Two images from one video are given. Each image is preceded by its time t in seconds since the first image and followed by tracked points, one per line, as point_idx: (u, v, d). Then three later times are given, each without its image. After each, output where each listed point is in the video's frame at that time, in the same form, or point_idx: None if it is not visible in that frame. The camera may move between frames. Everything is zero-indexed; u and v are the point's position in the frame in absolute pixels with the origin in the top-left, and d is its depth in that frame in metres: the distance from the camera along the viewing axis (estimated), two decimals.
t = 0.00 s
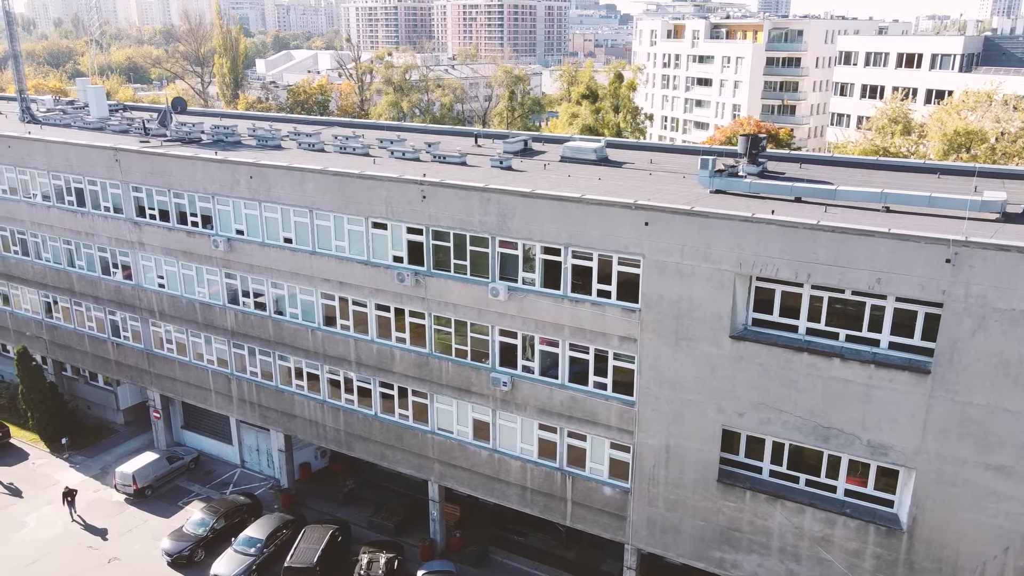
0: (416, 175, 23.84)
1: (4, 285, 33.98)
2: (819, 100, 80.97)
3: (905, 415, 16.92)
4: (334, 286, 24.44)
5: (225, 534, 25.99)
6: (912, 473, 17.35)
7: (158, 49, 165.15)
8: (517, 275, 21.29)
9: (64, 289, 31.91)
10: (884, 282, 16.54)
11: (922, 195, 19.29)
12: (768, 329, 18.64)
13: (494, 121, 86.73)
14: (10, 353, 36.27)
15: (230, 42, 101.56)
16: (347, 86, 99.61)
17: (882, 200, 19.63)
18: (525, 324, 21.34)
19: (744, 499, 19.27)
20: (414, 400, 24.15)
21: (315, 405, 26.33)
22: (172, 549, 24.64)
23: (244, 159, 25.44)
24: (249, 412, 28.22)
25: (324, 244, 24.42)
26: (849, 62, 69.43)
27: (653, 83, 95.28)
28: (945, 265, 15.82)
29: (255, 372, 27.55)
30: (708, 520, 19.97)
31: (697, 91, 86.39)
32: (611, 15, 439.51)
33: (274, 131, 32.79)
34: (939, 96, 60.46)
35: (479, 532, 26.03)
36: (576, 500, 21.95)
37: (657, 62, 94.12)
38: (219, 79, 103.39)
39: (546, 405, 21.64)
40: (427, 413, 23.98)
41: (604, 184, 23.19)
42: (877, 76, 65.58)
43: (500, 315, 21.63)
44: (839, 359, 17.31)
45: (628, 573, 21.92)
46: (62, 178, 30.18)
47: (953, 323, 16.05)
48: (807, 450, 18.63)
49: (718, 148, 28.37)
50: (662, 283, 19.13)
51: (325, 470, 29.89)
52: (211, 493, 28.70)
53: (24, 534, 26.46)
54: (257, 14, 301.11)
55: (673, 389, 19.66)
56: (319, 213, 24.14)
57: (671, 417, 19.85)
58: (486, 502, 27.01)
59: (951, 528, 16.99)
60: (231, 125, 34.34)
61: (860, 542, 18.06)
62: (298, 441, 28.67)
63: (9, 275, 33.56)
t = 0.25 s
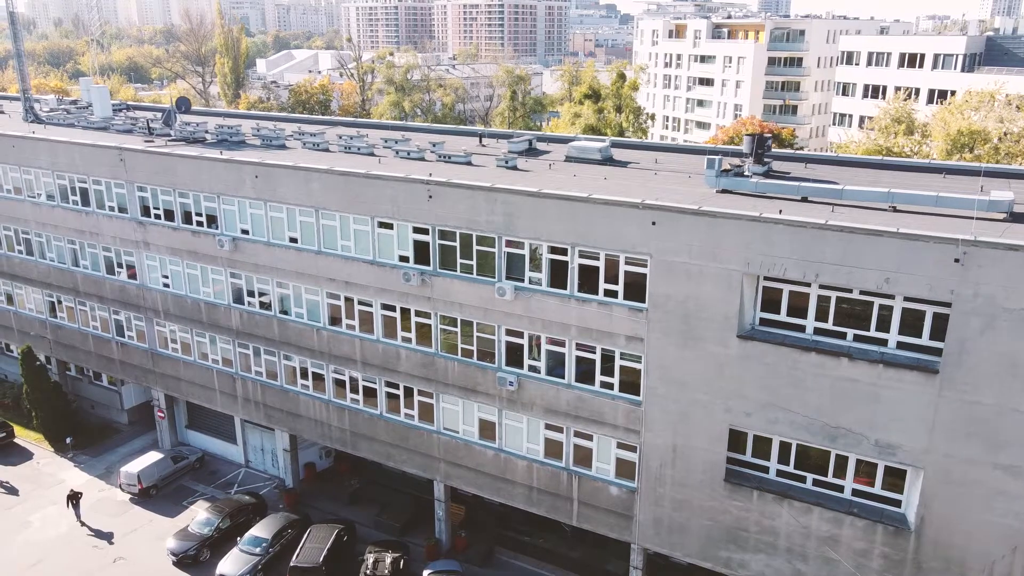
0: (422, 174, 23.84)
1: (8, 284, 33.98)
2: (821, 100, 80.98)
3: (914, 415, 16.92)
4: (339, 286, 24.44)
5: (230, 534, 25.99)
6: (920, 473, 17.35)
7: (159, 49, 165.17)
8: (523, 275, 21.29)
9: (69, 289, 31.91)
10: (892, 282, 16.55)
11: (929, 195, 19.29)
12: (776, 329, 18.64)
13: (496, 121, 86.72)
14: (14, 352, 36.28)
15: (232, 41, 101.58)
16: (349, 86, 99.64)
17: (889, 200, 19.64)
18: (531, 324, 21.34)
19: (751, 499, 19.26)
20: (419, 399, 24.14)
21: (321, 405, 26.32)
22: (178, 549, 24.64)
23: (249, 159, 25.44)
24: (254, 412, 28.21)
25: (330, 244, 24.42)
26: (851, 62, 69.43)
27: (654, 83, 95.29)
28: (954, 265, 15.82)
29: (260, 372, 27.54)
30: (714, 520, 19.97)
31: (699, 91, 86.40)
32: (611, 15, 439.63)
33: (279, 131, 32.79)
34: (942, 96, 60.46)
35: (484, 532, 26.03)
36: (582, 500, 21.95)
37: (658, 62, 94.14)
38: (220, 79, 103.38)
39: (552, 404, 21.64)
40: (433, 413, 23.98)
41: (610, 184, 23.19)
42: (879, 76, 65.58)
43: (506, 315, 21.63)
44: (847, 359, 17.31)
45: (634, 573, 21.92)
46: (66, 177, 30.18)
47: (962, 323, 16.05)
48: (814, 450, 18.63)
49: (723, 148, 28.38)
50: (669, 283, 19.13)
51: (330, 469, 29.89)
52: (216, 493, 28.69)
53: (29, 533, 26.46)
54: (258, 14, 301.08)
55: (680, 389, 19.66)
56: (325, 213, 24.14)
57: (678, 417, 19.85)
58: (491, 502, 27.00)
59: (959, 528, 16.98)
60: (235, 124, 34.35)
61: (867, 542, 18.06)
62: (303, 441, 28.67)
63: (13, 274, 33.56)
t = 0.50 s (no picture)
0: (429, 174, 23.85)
1: (13, 284, 33.98)
2: (823, 100, 80.96)
3: (923, 415, 16.92)
4: (346, 286, 24.44)
5: (237, 534, 26.00)
6: (929, 473, 17.35)
7: (160, 49, 165.19)
8: (531, 275, 21.29)
9: (74, 289, 31.92)
10: (902, 282, 16.55)
11: (937, 195, 19.29)
12: (784, 329, 18.65)
13: (498, 121, 86.72)
14: (19, 352, 36.30)
15: (234, 41, 101.59)
16: (350, 86, 99.69)
17: (897, 199, 19.65)
18: (539, 324, 21.34)
19: (759, 498, 19.26)
20: (426, 399, 24.14)
21: (327, 405, 26.32)
22: (185, 548, 24.65)
23: (255, 159, 25.45)
24: (260, 412, 28.21)
25: (337, 244, 24.42)
26: (853, 62, 69.43)
27: (656, 83, 95.30)
28: (964, 265, 15.82)
29: (266, 372, 27.54)
30: (722, 520, 19.97)
31: (701, 91, 86.40)
32: (611, 15, 439.79)
33: (284, 130, 32.79)
34: (944, 96, 60.46)
35: (491, 532, 26.03)
36: (590, 500, 21.95)
37: (660, 62, 94.15)
38: (222, 79, 103.35)
39: (560, 404, 21.64)
40: (440, 413, 23.97)
41: (617, 184, 23.20)
42: (882, 76, 65.57)
43: (514, 315, 21.63)
44: (857, 359, 17.31)
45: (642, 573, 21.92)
46: (72, 177, 30.19)
47: (972, 323, 16.05)
48: (823, 450, 18.63)
49: (729, 147, 28.38)
50: (678, 283, 19.13)
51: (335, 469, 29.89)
52: (221, 493, 28.69)
53: (35, 533, 26.46)
54: (258, 14, 301.08)
55: (688, 389, 19.67)
56: (332, 213, 24.14)
57: (686, 416, 19.86)
58: (497, 502, 27.00)
59: (969, 528, 16.98)
60: (240, 124, 34.38)
61: (876, 542, 18.06)
62: (309, 441, 28.67)
63: (17, 274, 33.56)
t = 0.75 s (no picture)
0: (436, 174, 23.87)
1: (19, 284, 33.99)
2: (825, 100, 80.92)
3: (933, 415, 16.92)
4: (354, 286, 24.44)
5: (244, 534, 26.02)
6: (939, 473, 17.36)
7: (161, 49, 165.28)
8: (539, 275, 21.29)
9: (80, 289, 31.92)
10: (912, 282, 16.56)
11: (946, 195, 19.31)
12: (794, 329, 18.65)
13: (500, 120, 86.68)
14: (24, 352, 36.32)
15: (236, 42, 101.59)
16: (352, 86, 99.73)
17: (906, 200, 19.65)
18: (547, 324, 21.34)
19: (768, 499, 19.27)
20: (433, 400, 24.14)
21: (334, 405, 26.33)
22: (192, 549, 24.67)
23: (262, 159, 25.45)
24: (266, 412, 28.22)
25: (344, 244, 24.42)
26: (856, 62, 69.43)
27: (658, 83, 95.33)
28: (975, 265, 15.82)
29: (273, 372, 27.54)
30: (731, 520, 19.97)
31: (703, 91, 86.43)
32: (612, 14, 439.79)
33: (290, 131, 32.79)
34: (947, 96, 60.43)
35: (497, 532, 26.03)
36: (598, 500, 21.96)
37: (662, 62, 94.18)
38: (224, 79, 103.32)
39: (568, 404, 21.66)
40: (448, 413, 23.97)
41: (625, 184, 23.21)
42: (884, 76, 65.58)
43: (522, 315, 21.64)
44: (867, 359, 17.31)
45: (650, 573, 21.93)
46: (78, 177, 30.20)
47: (983, 323, 16.06)
48: (832, 450, 18.64)
49: (735, 148, 28.41)
50: (687, 283, 19.14)
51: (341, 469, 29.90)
52: (228, 493, 28.70)
53: (42, 533, 26.49)
54: (259, 14, 301.00)
55: (697, 389, 19.68)
56: (339, 213, 24.14)
57: (695, 417, 19.86)
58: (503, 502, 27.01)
59: (979, 528, 16.99)
60: (245, 124, 34.40)
61: (886, 542, 18.06)
62: (315, 441, 28.68)
63: (23, 274, 33.57)
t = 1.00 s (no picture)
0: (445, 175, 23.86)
1: (25, 285, 34.00)
2: (828, 101, 80.93)
3: (945, 416, 16.92)
4: (362, 287, 24.45)
5: (252, 535, 26.03)
6: (951, 474, 17.36)
7: (162, 49, 165.32)
8: (549, 276, 21.29)
9: (86, 289, 31.93)
10: (924, 283, 16.56)
11: (956, 196, 19.31)
12: (805, 330, 18.65)
13: (503, 121, 86.70)
14: (30, 353, 36.35)
15: (238, 42, 101.56)
16: (354, 86, 99.81)
17: (916, 200, 19.66)
18: (557, 325, 21.35)
19: (779, 500, 19.27)
20: (442, 400, 24.15)
21: (342, 406, 26.33)
22: (201, 549, 24.70)
23: (270, 160, 25.45)
24: (273, 413, 28.23)
25: (352, 245, 24.43)
26: (859, 62, 69.42)
27: (660, 84, 95.33)
28: (988, 267, 15.82)
29: (281, 372, 27.54)
30: (741, 521, 19.98)
31: (705, 91, 86.44)
32: (612, 14, 439.83)
33: (296, 131, 32.80)
34: (951, 97, 60.41)
35: (505, 533, 26.03)
36: (607, 500, 21.97)
37: (665, 62, 94.21)
38: (226, 79, 103.34)
39: (578, 405, 21.66)
40: (456, 414, 23.98)
41: (634, 185, 23.22)
42: (887, 76, 65.57)
43: (532, 316, 21.64)
44: (879, 360, 17.31)
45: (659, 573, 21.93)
46: (85, 178, 30.20)
47: (995, 324, 16.06)
48: (843, 451, 18.64)
49: (742, 148, 28.41)
50: (697, 284, 19.14)
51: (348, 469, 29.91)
52: (235, 493, 28.71)
53: (50, 534, 26.51)
54: (259, 14, 300.97)
55: (707, 390, 19.68)
56: (348, 214, 24.14)
57: (705, 417, 19.86)
58: (511, 502, 27.01)
59: (991, 529, 17.00)
60: (251, 125, 34.41)
61: (897, 543, 18.07)
62: (322, 441, 28.69)
63: (29, 275, 33.57)
